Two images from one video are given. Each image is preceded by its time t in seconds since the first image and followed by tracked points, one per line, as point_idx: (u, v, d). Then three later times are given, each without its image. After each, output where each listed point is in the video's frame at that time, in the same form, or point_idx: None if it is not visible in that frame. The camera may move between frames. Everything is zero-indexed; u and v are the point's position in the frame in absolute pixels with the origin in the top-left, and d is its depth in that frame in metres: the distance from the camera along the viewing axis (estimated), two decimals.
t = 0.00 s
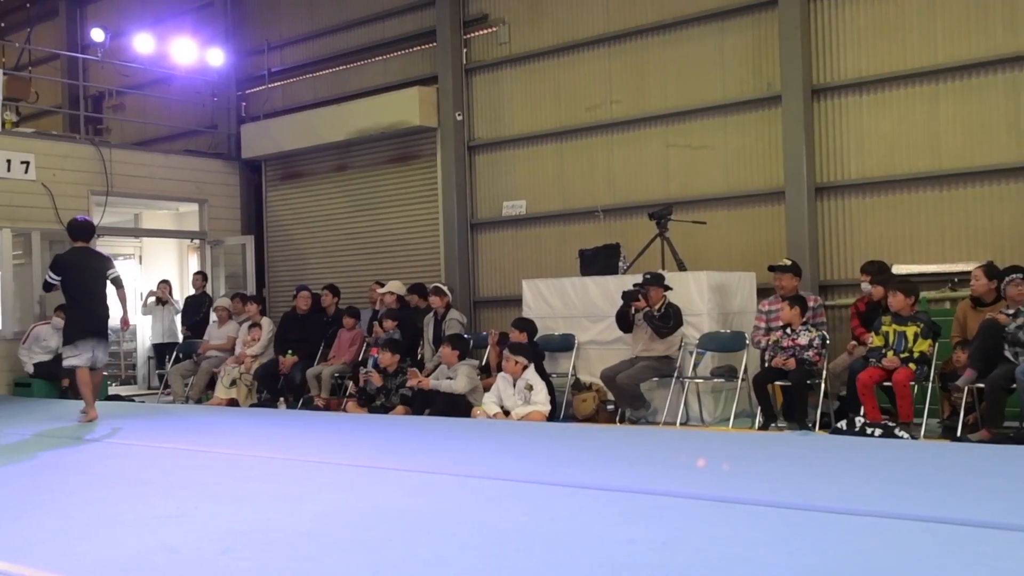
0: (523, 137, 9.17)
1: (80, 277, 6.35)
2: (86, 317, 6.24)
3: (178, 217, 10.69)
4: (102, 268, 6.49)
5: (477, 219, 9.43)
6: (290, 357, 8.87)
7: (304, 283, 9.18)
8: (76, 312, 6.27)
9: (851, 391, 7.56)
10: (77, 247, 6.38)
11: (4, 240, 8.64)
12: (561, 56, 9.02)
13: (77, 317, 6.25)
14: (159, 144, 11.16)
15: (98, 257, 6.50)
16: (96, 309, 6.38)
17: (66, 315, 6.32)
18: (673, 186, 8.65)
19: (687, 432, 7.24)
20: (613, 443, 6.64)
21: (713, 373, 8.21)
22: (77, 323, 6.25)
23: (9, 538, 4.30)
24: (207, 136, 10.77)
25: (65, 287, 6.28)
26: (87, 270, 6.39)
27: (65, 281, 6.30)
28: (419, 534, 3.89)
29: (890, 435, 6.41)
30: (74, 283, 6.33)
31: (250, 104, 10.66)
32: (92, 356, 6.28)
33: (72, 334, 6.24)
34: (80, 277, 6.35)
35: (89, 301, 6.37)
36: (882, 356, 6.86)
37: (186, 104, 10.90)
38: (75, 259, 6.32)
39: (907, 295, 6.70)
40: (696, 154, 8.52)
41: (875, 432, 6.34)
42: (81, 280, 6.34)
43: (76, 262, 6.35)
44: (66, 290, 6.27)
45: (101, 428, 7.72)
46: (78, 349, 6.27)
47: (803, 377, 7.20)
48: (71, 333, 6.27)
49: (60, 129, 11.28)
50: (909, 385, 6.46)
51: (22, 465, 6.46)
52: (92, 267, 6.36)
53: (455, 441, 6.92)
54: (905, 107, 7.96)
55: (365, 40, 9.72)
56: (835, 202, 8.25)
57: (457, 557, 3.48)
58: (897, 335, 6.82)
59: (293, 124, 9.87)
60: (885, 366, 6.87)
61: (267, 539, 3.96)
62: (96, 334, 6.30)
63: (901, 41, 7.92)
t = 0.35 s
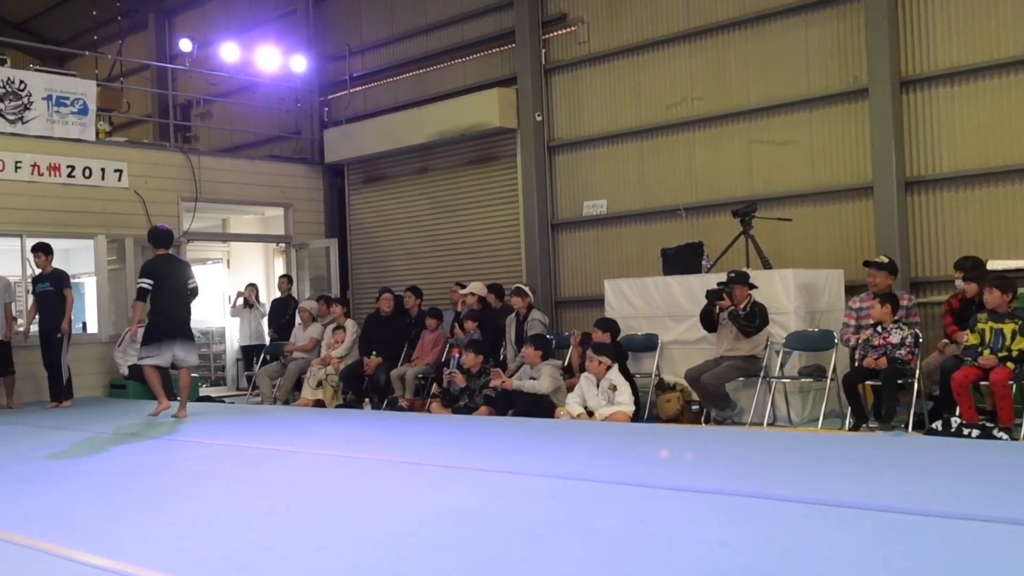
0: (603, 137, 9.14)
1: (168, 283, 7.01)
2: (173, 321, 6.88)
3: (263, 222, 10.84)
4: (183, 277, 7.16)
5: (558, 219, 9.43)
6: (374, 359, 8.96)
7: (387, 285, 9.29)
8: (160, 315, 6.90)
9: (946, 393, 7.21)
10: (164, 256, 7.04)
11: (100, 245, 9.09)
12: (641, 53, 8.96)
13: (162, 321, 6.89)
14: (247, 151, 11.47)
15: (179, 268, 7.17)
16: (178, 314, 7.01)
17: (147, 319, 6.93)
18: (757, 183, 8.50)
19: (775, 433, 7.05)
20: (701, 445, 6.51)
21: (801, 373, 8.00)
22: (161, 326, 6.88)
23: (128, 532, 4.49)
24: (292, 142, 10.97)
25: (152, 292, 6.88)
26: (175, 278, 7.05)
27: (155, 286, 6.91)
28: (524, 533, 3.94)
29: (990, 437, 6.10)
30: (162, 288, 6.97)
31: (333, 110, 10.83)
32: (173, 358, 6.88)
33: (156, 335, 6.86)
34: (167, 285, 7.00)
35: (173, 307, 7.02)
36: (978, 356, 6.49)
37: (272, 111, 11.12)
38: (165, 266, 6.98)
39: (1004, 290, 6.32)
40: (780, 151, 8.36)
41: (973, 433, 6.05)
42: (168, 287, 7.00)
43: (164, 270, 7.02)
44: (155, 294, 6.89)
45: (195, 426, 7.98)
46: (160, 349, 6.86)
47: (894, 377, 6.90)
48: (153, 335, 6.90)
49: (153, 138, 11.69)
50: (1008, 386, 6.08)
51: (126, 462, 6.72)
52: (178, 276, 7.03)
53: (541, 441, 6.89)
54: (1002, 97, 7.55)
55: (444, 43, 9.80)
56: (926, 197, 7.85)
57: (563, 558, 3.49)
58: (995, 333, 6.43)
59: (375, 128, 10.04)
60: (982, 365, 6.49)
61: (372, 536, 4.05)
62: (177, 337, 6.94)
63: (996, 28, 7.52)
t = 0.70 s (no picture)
0: (688, 133, 9.06)
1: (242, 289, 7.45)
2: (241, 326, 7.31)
3: (350, 224, 11.09)
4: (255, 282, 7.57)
5: (643, 218, 9.38)
6: (461, 359, 9.02)
7: (472, 286, 9.36)
8: (234, 321, 7.38)
9: None
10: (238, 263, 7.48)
11: (193, 251, 9.38)
12: (727, 48, 8.84)
13: (236, 326, 7.36)
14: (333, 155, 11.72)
15: (252, 273, 7.59)
16: (249, 319, 7.46)
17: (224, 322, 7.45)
18: (847, 177, 8.27)
19: (872, 432, 6.82)
20: (796, 445, 6.34)
21: (897, 371, 7.72)
22: (235, 332, 7.36)
23: (235, 528, 4.61)
24: (377, 144, 11.16)
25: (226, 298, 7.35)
26: (246, 283, 7.48)
27: (229, 292, 7.37)
28: (623, 533, 3.89)
29: None
30: (235, 295, 7.43)
31: (416, 112, 10.96)
32: (246, 361, 7.38)
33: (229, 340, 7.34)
34: (241, 290, 7.45)
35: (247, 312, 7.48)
36: None
37: (356, 115, 11.30)
38: (237, 273, 7.42)
39: None
40: (871, 144, 8.11)
41: None
42: (241, 293, 7.45)
43: (238, 276, 7.47)
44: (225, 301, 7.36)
45: (285, 426, 8.12)
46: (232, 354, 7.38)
47: (995, 375, 6.55)
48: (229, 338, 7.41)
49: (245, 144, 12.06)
50: None
51: (225, 461, 6.88)
52: (246, 281, 7.45)
53: (632, 442, 6.81)
54: None
55: (525, 43, 9.84)
56: None
57: (676, 557, 3.43)
58: None
59: (458, 129, 10.15)
60: None
61: (477, 535, 4.06)
62: (251, 342, 7.41)
63: None
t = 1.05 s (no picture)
0: (783, 128, 8.91)
1: (322, 293, 7.69)
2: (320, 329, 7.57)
3: (443, 225, 11.79)
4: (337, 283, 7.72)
5: (737, 215, 9.27)
6: (554, 359, 9.03)
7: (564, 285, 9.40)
8: (317, 324, 7.67)
9: None
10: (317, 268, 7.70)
11: (291, 253, 9.68)
12: (824, 40, 8.63)
13: (320, 330, 7.63)
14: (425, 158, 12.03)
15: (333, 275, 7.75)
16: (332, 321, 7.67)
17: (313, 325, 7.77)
18: (952, 169, 7.92)
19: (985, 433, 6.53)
20: (905, 446, 6.11)
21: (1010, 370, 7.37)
22: (317, 335, 7.62)
23: (347, 520, 4.73)
24: (469, 147, 11.38)
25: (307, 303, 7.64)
26: (326, 287, 7.68)
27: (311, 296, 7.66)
28: (732, 534, 3.75)
29: None
30: (318, 297, 7.67)
31: (507, 113, 11.14)
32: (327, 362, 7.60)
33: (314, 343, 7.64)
34: (322, 294, 7.68)
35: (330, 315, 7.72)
36: None
37: (447, 116, 11.52)
38: (315, 278, 7.65)
39: None
40: (976, 134, 7.75)
41: None
42: (324, 296, 7.68)
43: (319, 280, 7.70)
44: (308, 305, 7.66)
45: (382, 424, 8.28)
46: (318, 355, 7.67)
47: None
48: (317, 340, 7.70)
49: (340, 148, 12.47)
50: None
51: (329, 458, 7.04)
52: (325, 284, 7.64)
53: (733, 442, 6.70)
54: None
55: (615, 42, 9.87)
56: None
57: (800, 556, 3.33)
58: None
59: (548, 129, 10.28)
60: None
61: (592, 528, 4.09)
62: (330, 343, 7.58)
63: None
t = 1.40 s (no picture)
0: (881, 123, 8.67)
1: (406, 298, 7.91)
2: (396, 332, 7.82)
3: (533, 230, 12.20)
4: (415, 289, 7.89)
5: (834, 213, 9.10)
6: (648, 362, 9.00)
7: (658, 287, 9.37)
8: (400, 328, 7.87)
9: None
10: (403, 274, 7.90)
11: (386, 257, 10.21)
12: (926, 32, 8.33)
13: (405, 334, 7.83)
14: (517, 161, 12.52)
15: (413, 281, 7.91)
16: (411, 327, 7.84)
17: (395, 329, 7.97)
18: None
19: None
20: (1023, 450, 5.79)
21: None
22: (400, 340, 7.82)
23: (458, 508, 5.00)
24: (559, 149, 11.80)
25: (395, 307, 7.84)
26: (413, 292, 7.90)
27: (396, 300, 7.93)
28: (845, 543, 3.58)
29: None
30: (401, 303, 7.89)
31: (598, 115, 11.39)
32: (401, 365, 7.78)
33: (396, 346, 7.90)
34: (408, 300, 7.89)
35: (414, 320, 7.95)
36: None
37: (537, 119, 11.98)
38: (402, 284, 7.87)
39: None
40: None
41: None
42: (409, 301, 7.90)
43: (406, 285, 7.92)
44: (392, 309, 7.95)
45: (476, 424, 8.47)
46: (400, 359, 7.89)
47: None
48: (398, 343, 7.91)
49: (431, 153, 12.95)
50: None
51: (428, 458, 7.13)
52: (403, 289, 7.87)
53: (828, 434, 6.67)
54: None
55: (707, 40, 9.90)
56: None
57: (917, 567, 3.16)
58: None
59: (641, 130, 10.46)
60: None
61: (703, 520, 4.24)
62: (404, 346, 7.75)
63: None
